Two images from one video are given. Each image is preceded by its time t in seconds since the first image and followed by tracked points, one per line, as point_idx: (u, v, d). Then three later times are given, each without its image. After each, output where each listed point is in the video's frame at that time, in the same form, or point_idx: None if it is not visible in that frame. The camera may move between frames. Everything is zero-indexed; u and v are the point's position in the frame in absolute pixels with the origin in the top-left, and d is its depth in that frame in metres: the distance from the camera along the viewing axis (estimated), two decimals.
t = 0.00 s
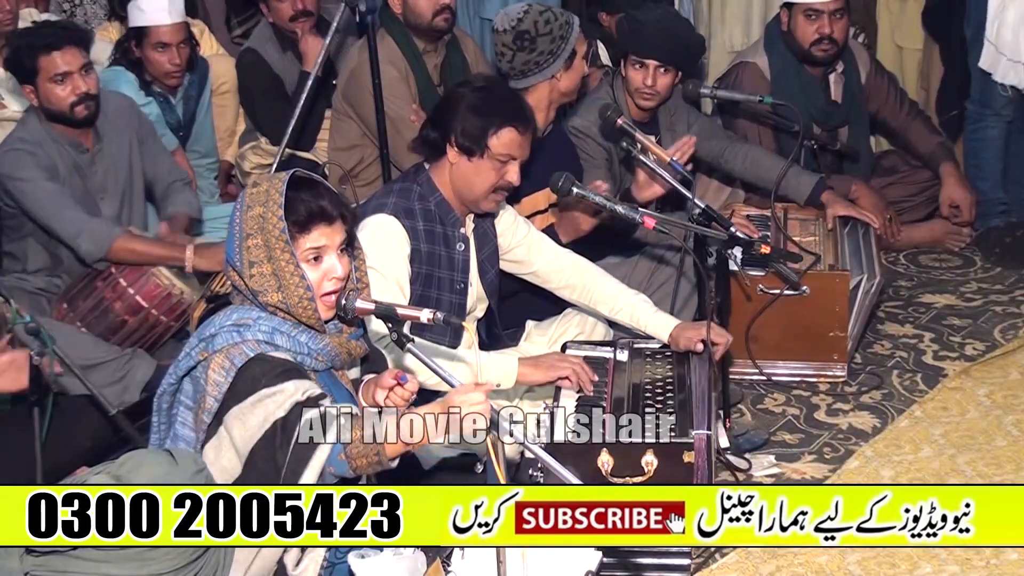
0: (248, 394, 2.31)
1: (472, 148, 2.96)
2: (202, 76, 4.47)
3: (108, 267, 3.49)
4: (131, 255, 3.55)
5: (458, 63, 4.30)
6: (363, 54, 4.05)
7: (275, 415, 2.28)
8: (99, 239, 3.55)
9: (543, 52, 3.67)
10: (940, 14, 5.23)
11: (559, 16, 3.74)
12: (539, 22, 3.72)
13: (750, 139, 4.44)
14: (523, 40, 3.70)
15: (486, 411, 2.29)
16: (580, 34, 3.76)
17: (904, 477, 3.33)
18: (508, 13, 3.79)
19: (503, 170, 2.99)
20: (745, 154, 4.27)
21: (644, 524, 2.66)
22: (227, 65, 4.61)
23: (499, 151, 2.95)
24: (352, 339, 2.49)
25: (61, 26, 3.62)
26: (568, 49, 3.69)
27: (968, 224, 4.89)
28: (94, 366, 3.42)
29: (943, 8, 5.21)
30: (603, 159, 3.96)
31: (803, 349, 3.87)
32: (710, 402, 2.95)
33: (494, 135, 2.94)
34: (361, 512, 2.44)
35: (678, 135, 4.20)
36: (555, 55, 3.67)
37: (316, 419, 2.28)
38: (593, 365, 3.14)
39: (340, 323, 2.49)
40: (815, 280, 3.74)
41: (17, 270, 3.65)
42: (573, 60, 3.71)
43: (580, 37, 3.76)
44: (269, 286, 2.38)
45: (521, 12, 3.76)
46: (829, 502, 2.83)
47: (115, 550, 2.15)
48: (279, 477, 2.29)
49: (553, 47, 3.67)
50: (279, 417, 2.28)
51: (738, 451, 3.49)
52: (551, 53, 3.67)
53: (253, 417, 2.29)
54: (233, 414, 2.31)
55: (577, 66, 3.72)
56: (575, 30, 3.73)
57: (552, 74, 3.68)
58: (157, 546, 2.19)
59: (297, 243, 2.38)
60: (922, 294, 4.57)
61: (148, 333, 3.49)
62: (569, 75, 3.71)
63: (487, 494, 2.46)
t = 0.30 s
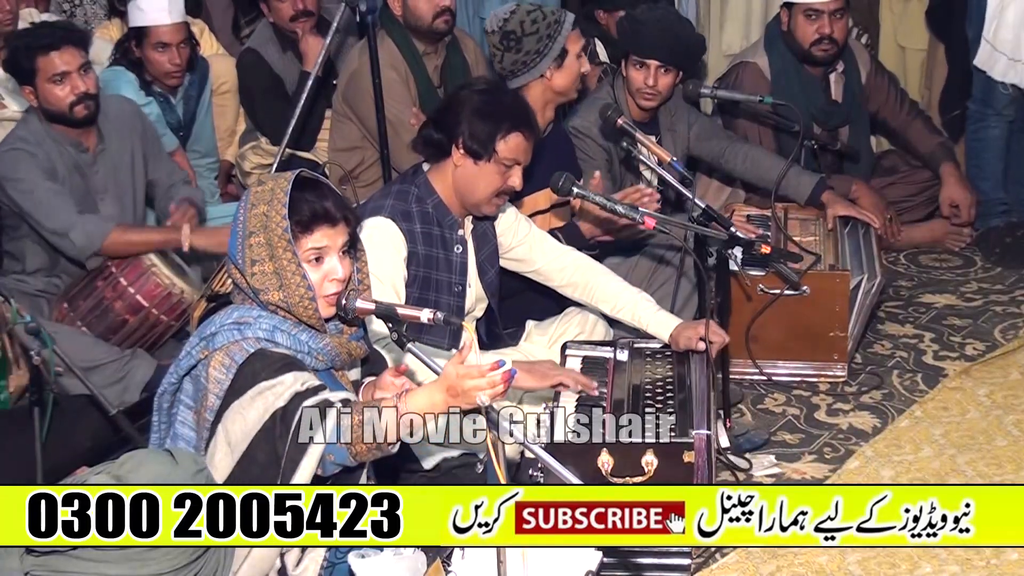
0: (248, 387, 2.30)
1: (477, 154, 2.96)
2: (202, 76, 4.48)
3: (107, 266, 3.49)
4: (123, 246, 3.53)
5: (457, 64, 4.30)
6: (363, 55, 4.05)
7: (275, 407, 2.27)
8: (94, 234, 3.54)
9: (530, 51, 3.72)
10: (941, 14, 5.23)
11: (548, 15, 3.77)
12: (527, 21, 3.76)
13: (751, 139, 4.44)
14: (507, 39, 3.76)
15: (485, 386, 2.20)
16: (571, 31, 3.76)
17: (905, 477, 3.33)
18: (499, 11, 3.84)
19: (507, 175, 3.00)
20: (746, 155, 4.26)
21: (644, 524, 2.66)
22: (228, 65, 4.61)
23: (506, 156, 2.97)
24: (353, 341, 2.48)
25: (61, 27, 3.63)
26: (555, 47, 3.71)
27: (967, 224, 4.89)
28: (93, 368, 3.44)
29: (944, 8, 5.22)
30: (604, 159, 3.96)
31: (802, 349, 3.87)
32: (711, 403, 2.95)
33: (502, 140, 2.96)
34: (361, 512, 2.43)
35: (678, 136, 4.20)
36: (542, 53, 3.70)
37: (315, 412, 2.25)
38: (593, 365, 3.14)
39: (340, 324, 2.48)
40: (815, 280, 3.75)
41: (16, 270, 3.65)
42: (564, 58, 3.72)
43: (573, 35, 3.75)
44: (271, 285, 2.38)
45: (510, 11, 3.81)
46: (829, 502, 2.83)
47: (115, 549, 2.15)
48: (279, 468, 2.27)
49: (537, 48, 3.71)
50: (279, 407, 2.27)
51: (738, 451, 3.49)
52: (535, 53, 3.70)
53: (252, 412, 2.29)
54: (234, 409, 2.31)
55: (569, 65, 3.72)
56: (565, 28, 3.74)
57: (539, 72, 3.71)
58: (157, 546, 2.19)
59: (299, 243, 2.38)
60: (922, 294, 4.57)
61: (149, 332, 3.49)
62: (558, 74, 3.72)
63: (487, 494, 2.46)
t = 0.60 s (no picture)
0: (250, 387, 2.30)
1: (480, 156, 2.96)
2: (203, 76, 4.48)
3: (110, 268, 3.49)
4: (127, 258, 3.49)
5: (457, 64, 4.30)
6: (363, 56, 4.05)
7: (276, 405, 2.27)
8: (97, 240, 3.52)
9: (503, 55, 3.84)
10: (941, 14, 5.23)
11: (526, 18, 3.84)
12: (504, 25, 3.89)
13: (751, 139, 4.44)
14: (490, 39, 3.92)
15: (484, 371, 2.14)
16: (549, 34, 3.79)
17: (905, 477, 3.33)
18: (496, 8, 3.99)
19: (508, 176, 3.01)
20: (746, 154, 4.26)
21: (644, 524, 2.66)
22: (227, 65, 4.61)
23: (506, 158, 2.97)
24: (354, 342, 2.48)
25: (61, 28, 3.63)
26: (523, 53, 3.78)
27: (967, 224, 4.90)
28: (94, 367, 3.43)
29: (945, 9, 5.22)
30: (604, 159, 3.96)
31: (803, 349, 3.87)
32: (712, 403, 2.94)
33: (504, 142, 2.96)
34: (361, 511, 2.43)
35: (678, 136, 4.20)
36: (511, 58, 3.81)
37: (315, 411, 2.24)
38: (594, 365, 3.14)
39: (341, 324, 2.48)
40: (816, 280, 3.74)
41: (17, 270, 3.65)
42: (537, 63, 3.78)
43: (553, 39, 3.78)
44: (273, 286, 2.38)
45: (500, 11, 3.94)
46: (829, 502, 2.83)
47: (115, 550, 2.15)
48: (279, 468, 2.26)
49: (509, 52, 3.82)
50: (279, 406, 2.27)
51: (738, 451, 3.49)
52: (507, 57, 3.82)
53: (252, 412, 2.29)
54: (235, 408, 2.31)
55: (545, 70, 3.77)
56: (537, 33, 3.78)
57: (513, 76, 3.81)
58: (158, 546, 2.19)
59: (300, 243, 2.38)
60: (923, 294, 4.57)
61: (149, 332, 3.48)
62: (536, 77, 3.78)
63: (487, 494, 2.46)
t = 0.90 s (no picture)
0: (248, 390, 2.29)
1: (490, 161, 2.94)
2: (203, 76, 4.48)
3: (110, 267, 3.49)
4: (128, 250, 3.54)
5: (457, 64, 4.29)
6: (362, 56, 4.05)
7: (275, 408, 2.26)
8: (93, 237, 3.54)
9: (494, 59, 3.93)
10: (941, 14, 5.23)
11: (510, 22, 3.89)
12: (492, 29, 3.96)
13: (751, 139, 4.44)
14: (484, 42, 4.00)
15: (468, 352, 2.15)
16: (534, 35, 3.79)
17: (905, 477, 3.32)
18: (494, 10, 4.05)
19: (513, 178, 3.00)
20: (746, 154, 4.26)
21: (644, 524, 2.67)
22: (227, 64, 4.62)
23: (512, 161, 2.96)
24: (355, 345, 2.48)
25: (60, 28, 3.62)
26: (510, 57, 3.84)
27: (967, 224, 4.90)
28: (94, 367, 3.44)
29: (945, 9, 5.22)
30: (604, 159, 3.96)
31: (803, 349, 3.87)
32: (712, 403, 2.95)
33: (511, 145, 2.94)
34: (361, 512, 2.44)
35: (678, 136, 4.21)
36: (500, 62, 3.88)
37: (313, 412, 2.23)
38: (594, 365, 3.14)
39: (341, 327, 2.47)
40: (817, 280, 3.75)
41: (17, 270, 3.65)
42: (525, 67, 3.81)
43: (537, 39, 3.79)
44: (273, 288, 2.38)
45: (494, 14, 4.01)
46: (829, 502, 2.83)
47: (116, 550, 2.15)
48: (278, 469, 2.25)
49: (499, 55, 3.88)
50: (278, 408, 2.25)
51: (738, 451, 3.49)
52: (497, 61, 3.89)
53: (252, 415, 2.27)
54: (234, 409, 2.29)
55: (534, 72, 3.79)
56: (521, 36, 3.81)
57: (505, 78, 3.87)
58: (158, 546, 2.19)
59: (300, 246, 2.38)
60: (923, 294, 4.57)
61: (150, 332, 3.50)
62: (527, 81, 3.82)
63: (487, 494, 2.46)
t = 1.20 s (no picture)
0: (248, 391, 2.29)
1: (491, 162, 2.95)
2: (203, 76, 4.49)
3: (110, 267, 3.46)
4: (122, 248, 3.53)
5: (456, 63, 4.30)
6: (362, 56, 4.05)
7: (275, 409, 2.26)
8: (93, 236, 3.54)
9: (509, 60, 3.83)
10: (942, 13, 5.24)
11: (539, 30, 3.80)
12: (517, 30, 3.85)
13: (751, 139, 4.45)
14: (503, 39, 3.89)
15: (456, 333, 2.09)
16: (558, 52, 3.76)
17: (905, 477, 3.33)
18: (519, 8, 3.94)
19: (514, 180, 3.01)
20: (747, 154, 4.26)
21: (644, 524, 2.67)
22: (228, 64, 4.62)
23: (514, 163, 2.97)
24: (355, 346, 2.48)
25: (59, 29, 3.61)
26: (528, 67, 3.78)
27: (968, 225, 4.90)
28: (94, 367, 3.44)
29: (945, 9, 5.22)
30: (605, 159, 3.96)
31: (803, 350, 3.87)
32: (712, 403, 2.95)
33: (514, 147, 2.95)
34: (361, 511, 2.43)
35: (678, 136, 4.21)
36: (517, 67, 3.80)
37: (311, 412, 2.23)
38: (594, 365, 3.14)
39: (342, 328, 2.46)
40: (817, 280, 3.75)
41: (17, 269, 3.66)
42: (540, 78, 3.77)
43: (559, 58, 3.75)
44: (273, 290, 2.38)
45: (520, 13, 3.89)
46: (829, 502, 2.83)
47: (115, 550, 2.16)
48: (276, 472, 2.26)
49: (517, 59, 3.80)
50: (278, 409, 2.26)
51: (738, 451, 3.49)
52: (514, 64, 3.80)
53: (253, 416, 2.27)
54: (235, 408, 2.29)
55: (547, 85, 3.77)
56: (547, 50, 3.75)
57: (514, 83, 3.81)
58: (158, 546, 2.19)
59: (301, 248, 2.38)
60: (923, 294, 4.57)
61: (149, 332, 3.49)
62: (536, 89, 3.79)
63: (487, 494, 2.46)
